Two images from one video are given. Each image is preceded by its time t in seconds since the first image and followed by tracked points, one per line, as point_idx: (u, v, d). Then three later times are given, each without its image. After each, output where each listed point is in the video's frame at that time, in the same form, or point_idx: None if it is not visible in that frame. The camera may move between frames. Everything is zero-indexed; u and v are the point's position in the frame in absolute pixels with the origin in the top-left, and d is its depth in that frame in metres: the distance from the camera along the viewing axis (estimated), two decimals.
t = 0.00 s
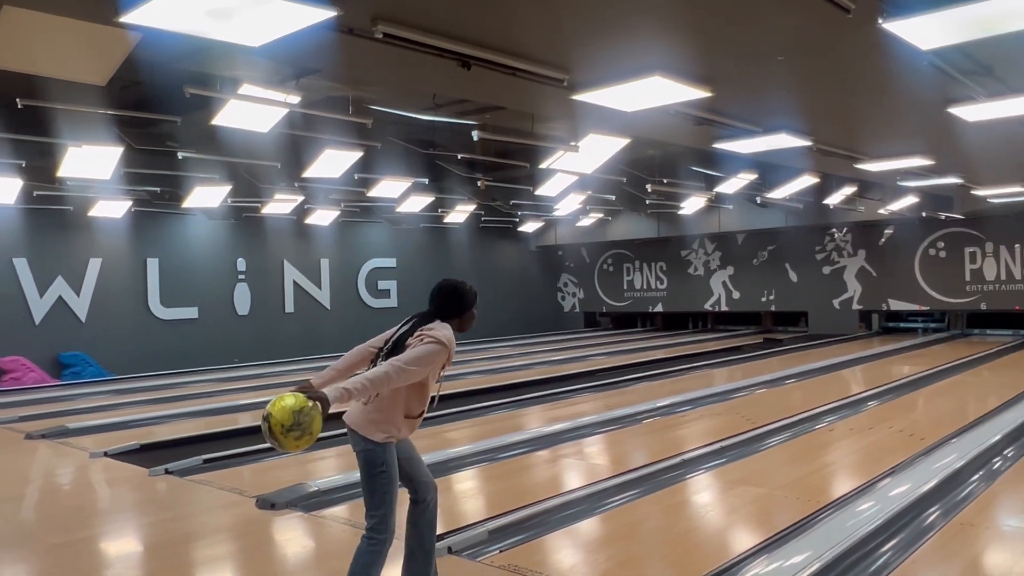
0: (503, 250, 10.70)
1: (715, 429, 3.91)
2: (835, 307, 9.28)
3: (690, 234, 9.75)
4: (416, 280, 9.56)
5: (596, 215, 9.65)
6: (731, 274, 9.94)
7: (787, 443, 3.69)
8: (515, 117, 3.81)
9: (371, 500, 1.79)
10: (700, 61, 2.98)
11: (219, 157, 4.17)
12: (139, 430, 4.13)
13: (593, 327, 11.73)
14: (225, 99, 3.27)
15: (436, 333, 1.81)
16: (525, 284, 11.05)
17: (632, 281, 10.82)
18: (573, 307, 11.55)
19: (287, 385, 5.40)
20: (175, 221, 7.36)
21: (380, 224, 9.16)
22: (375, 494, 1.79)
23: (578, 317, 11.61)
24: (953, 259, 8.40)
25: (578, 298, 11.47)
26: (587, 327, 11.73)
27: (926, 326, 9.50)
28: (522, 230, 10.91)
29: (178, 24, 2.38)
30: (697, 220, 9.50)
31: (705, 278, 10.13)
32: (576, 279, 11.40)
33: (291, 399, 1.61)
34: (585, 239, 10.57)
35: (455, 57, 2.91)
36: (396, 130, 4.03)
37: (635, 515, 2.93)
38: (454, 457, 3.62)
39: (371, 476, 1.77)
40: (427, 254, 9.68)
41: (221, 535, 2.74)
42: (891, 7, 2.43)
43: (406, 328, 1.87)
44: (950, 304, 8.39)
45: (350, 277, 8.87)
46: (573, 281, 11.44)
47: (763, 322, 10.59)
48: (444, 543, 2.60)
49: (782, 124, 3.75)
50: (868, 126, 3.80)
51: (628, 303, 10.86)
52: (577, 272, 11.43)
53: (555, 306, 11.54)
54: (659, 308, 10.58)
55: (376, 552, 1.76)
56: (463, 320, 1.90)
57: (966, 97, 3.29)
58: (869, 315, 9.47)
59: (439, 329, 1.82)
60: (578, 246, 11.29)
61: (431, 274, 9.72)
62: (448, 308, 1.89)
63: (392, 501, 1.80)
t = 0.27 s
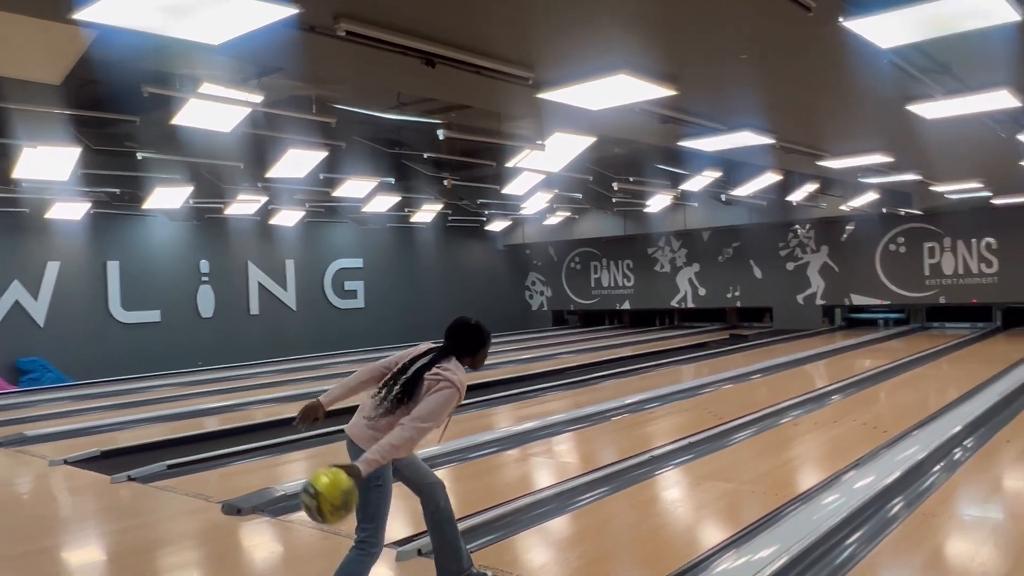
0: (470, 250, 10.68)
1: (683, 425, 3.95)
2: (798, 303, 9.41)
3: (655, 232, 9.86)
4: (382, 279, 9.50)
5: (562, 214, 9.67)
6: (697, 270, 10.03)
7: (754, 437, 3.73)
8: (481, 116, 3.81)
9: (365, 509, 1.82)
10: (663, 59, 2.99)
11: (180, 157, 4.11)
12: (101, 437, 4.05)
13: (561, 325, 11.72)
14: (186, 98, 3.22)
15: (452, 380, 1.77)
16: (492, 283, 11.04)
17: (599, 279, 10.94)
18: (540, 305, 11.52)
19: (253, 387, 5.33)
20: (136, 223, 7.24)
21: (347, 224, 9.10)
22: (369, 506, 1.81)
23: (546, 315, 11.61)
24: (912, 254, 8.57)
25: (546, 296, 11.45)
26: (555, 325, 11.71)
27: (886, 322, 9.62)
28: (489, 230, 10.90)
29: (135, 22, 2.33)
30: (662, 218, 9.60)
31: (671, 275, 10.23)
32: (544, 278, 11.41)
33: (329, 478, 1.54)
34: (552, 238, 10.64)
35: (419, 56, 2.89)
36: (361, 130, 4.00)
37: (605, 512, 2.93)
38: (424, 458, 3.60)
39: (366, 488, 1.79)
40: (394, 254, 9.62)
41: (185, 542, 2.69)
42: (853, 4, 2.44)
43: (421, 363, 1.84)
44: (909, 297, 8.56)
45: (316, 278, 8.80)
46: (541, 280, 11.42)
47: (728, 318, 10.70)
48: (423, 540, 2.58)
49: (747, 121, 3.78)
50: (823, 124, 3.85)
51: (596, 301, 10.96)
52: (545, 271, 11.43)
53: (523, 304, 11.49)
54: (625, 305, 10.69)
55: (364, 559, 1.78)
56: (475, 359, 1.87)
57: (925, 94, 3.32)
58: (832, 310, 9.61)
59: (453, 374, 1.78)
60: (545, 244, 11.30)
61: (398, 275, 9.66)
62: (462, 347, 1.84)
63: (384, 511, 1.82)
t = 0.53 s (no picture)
0: (436, 252, 10.65)
1: (650, 425, 3.96)
2: (761, 301, 9.50)
3: (621, 232, 9.93)
4: (346, 282, 9.43)
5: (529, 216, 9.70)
6: (662, 271, 10.12)
7: (720, 436, 3.76)
8: (444, 119, 3.80)
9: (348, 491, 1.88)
10: (626, 62, 3.01)
11: (138, 160, 4.04)
12: (58, 448, 3.96)
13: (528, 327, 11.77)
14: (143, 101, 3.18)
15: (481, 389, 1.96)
16: (458, 287, 11.01)
17: (566, 279, 10.97)
18: (507, 307, 11.57)
19: (217, 394, 5.25)
20: (93, 228, 7.09)
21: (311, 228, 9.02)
22: (353, 493, 1.87)
23: (513, 317, 11.64)
24: (873, 252, 8.75)
25: (513, 297, 11.48)
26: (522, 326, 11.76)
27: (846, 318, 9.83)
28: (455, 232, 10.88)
29: (88, 23, 2.28)
30: (628, 219, 9.70)
31: (638, 275, 10.30)
32: (511, 280, 11.43)
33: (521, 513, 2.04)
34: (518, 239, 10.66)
35: (381, 58, 2.88)
36: (325, 132, 3.97)
37: (573, 514, 2.93)
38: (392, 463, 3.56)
39: (367, 479, 1.87)
40: (358, 257, 9.55)
41: (145, 553, 2.63)
42: (811, 8, 2.47)
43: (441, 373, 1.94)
44: (869, 295, 8.75)
45: (280, 282, 8.71)
46: (507, 281, 11.46)
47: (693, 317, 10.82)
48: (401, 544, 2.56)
49: (708, 123, 3.82)
50: (776, 125, 3.90)
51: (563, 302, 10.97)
52: (511, 273, 11.44)
53: (490, 306, 11.51)
54: (592, 306, 10.72)
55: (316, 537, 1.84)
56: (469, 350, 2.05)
57: (883, 95, 3.36)
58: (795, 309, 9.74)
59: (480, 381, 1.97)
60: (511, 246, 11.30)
61: (363, 279, 9.59)
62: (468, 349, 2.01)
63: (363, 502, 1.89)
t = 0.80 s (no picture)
0: (409, 256, 10.63)
1: (625, 426, 3.97)
2: (733, 301, 9.60)
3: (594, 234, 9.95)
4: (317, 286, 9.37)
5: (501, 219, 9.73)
6: (635, 272, 10.18)
7: (695, 436, 3.78)
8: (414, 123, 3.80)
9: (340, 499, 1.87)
10: (595, 65, 3.02)
11: (104, 167, 3.99)
12: (25, 461, 3.88)
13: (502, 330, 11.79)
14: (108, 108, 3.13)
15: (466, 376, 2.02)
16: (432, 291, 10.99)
17: (540, 282, 10.92)
18: (481, 310, 11.52)
19: (189, 403, 5.19)
20: (58, 237, 6.98)
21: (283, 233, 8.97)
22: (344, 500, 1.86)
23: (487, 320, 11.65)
24: (841, 251, 8.86)
25: (487, 301, 11.44)
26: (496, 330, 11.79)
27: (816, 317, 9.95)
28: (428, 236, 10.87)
29: (50, 29, 2.24)
30: (600, 221, 9.72)
31: (611, 277, 10.34)
32: (484, 284, 11.40)
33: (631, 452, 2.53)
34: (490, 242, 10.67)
35: (349, 63, 2.87)
36: (295, 137, 3.94)
37: (549, 517, 2.92)
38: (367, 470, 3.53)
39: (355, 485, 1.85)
40: (330, 262, 9.51)
41: (114, 566, 2.59)
42: (777, 13, 2.50)
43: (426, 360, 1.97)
44: (837, 294, 8.86)
45: (252, 288, 8.63)
46: (480, 285, 11.42)
47: (666, 318, 10.88)
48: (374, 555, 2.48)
49: (677, 125, 3.85)
50: (741, 128, 3.95)
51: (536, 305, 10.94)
52: (484, 277, 11.42)
53: (464, 310, 11.48)
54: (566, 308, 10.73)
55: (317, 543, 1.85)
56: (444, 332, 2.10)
57: (850, 97, 3.40)
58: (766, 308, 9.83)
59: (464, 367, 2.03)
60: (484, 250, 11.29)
61: (335, 285, 9.56)
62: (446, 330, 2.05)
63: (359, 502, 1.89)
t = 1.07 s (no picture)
0: (378, 260, 10.57)
1: (597, 427, 3.99)
2: (702, 302, 9.65)
3: (563, 237, 9.96)
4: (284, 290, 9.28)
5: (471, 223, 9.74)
6: (604, 274, 10.22)
7: (666, 436, 3.81)
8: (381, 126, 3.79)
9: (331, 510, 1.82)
10: (562, 69, 3.04)
11: (65, 174, 3.91)
12: None
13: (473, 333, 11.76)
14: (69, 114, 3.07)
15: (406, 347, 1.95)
16: (401, 296, 10.96)
17: (509, 285, 10.95)
18: (452, 313, 11.51)
19: (156, 413, 5.10)
20: (19, 246, 6.83)
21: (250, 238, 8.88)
22: (337, 509, 1.82)
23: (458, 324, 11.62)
24: (806, 250, 9.00)
25: (458, 304, 11.42)
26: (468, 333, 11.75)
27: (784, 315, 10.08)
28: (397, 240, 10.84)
29: (5, 34, 2.19)
30: (569, 222, 9.72)
31: (580, 279, 10.36)
32: (455, 287, 11.37)
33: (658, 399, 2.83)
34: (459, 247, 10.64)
35: (315, 67, 2.84)
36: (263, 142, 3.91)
37: (524, 520, 2.92)
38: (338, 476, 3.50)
39: (341, 491, 1.81)
40: (297, 268, 9.41)
41: None
42: (742, 17, 2.53)
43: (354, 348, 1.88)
44: (803, 292, 9.00)
45: (219, 295, 8.54)
46: (451, 288, 11.39)
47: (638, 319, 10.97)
48: (345, 563, 2.36)
49: (643, 127, 3.88)
50: (704, 131, 4.00)
51: (508, 308, 10.95)
52: (455, 280, 11.38)
53: (434, 313, 11.47)
54: (537, 310, 10.72)
55: (327, 559, 1.79)
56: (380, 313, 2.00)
57: (814, 99, 3.44)
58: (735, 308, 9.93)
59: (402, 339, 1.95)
60: (454, 253, 11.26)
61: (304, 291, 9.48)
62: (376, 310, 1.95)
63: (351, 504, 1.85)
